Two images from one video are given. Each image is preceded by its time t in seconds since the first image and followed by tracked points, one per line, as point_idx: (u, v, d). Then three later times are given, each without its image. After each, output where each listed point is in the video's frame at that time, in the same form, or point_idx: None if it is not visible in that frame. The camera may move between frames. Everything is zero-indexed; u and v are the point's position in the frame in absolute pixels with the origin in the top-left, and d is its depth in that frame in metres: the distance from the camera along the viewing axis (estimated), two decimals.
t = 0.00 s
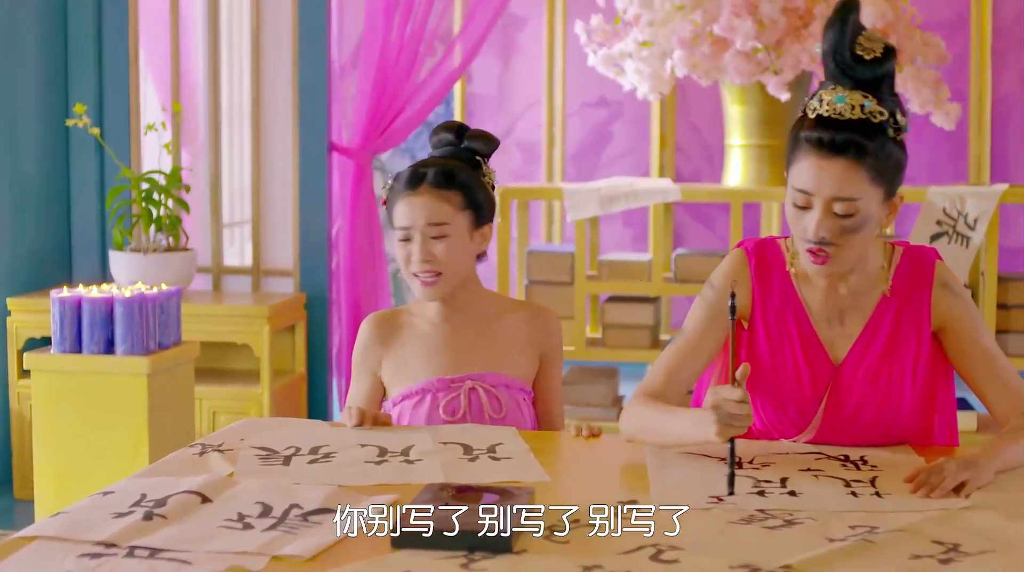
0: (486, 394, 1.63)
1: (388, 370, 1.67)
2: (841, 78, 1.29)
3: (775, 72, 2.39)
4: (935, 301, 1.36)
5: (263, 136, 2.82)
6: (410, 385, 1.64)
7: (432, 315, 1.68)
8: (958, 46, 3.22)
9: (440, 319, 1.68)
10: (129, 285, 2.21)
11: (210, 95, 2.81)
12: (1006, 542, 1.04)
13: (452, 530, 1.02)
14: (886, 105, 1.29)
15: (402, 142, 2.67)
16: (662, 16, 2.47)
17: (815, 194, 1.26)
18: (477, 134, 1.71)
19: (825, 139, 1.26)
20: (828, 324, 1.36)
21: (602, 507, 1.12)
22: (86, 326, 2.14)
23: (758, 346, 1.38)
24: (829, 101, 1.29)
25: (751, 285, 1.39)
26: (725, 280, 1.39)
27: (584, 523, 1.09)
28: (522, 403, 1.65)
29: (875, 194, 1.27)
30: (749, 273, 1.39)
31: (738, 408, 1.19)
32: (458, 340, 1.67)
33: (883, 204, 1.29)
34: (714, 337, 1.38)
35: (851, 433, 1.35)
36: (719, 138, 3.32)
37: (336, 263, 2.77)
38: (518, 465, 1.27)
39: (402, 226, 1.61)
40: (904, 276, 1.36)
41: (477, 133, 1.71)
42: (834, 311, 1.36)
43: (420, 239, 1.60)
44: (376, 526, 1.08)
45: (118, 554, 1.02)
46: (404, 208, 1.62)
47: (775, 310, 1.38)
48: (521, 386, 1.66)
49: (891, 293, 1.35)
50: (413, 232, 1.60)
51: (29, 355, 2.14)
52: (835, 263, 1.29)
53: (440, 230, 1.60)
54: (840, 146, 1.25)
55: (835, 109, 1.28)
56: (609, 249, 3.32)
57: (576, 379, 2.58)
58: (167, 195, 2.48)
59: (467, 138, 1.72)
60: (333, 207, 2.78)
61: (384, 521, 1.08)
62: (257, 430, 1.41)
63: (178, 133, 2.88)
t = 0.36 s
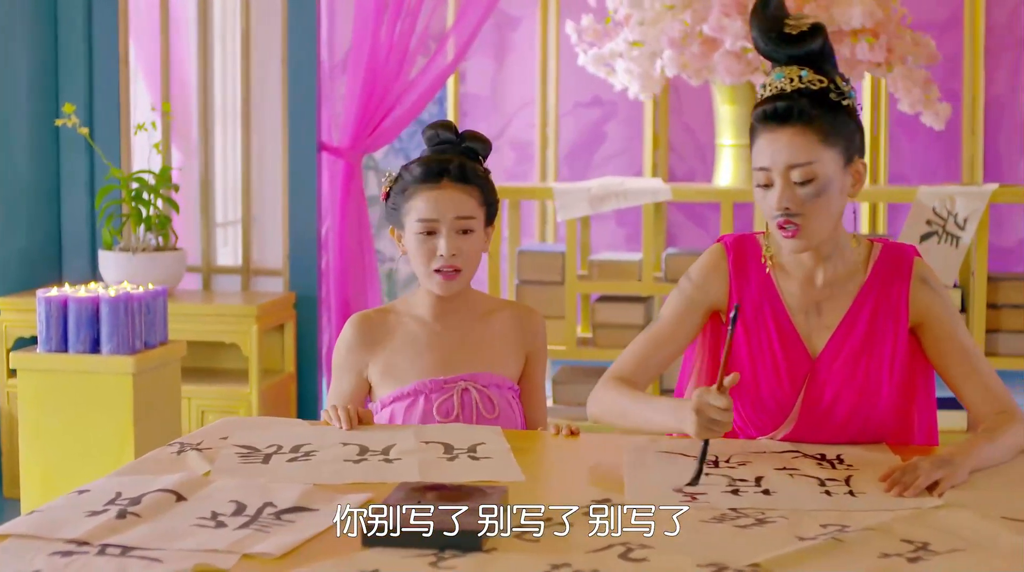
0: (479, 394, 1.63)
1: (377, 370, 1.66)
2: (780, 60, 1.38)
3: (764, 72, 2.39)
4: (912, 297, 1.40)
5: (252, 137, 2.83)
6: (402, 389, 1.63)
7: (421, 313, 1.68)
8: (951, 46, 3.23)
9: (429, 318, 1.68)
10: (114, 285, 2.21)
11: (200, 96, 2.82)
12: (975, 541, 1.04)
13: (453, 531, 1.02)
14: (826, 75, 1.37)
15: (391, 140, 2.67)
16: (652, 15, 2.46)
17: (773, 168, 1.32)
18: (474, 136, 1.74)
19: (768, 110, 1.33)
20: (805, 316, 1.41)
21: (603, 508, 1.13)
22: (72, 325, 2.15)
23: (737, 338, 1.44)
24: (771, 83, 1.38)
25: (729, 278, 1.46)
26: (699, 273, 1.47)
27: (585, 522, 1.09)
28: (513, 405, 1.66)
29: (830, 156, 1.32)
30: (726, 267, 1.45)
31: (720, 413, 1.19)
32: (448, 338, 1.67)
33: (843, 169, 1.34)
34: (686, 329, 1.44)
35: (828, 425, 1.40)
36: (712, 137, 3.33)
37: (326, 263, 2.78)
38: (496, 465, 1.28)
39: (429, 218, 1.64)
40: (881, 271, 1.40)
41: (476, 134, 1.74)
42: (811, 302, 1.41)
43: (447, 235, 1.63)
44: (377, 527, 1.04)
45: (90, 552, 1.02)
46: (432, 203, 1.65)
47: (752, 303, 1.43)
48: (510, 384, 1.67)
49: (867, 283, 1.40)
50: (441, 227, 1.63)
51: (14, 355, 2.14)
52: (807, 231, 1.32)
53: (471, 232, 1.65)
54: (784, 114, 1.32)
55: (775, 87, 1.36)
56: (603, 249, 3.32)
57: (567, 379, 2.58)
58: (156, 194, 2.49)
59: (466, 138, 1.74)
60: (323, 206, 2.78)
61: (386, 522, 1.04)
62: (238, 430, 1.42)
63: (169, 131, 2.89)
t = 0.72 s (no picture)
0: (463, 395, 1.62)
1: (363, 368, 1.67)
2: (743, 57, 1.41)
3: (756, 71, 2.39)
4: (887, 295, 1.43)
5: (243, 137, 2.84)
6: (387, 388, 1.63)
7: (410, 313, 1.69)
8: (945, 46, 3.23)
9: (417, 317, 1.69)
10: (102, 284, 2.22)
11: (191, 96, 2.83)
12: (950, 540, 1.04)
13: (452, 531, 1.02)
14: (789, 69, 1.40)
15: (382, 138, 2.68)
16: (645, 15, 2.43)
17: (741, 161, 1.37)
18: (462, 136, 1.75)
19: (733, 106, 1.37)
20: (785, 315, 1.45)
21: (603, 507, 1.12)
22: (60, 325, 2.15)
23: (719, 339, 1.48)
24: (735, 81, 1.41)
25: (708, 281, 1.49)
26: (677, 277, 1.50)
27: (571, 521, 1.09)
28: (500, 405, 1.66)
29: (797, 147, 1.36)
30: (705, 270, 1.49)
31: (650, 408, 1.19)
32: (434, 337, 1.68)
33: (812, 159, 1.38)
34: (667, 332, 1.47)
35: (809, 421, 1.43)
36: (707, 137, 3.33)
37: (317, 262, 2.78)
38: (477, 464, 1.28)
39: (430, 215, 1.64)
40: (857, 270, 1.44)
41: (463, 135, 1.75)
42: (789, 301, 1.45)
43: (448, 232, 1.63)
44: (376, 527, 1.04)
45: (67, 549, 1.02)
46: (432, 200, 1.64)
47: (733, 305, 1.47)
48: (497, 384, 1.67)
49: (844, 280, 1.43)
50: (442, 224, 1.63)
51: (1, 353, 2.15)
52: (779, 222, 1.37)
53: (471, 229, 1.65)
54: (749, 108, 1.36)
55: (738, 83, 1.40)
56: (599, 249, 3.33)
57: (559, 378, 2.58)
58: (147, 193, 2.49)
59: (455, 140, 1.74)
60: (314, 206, 2.78)
61: (386, 522, 1.04)
62: (222, 429, 1.42)
63: (161, 129, 2.90)
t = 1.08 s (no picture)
0: (449, 393, 1.63)
1: (348, 366, 1.67)
2: (729, 58, 1.41)
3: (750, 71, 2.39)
4: (873, 295, 1.45)
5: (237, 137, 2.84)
6: (372, 386, 1.63)
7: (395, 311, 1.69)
8: (941, 46, 3.23)
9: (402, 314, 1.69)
10: (93, 284, 2.22)
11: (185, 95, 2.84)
12: (932, 540, 1.04)
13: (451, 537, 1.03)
14: (775, 70, 1.40)
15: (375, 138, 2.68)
16: (638, 15, 2.44)
17: (728, 164, 1.37)
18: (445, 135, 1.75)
19: (720, 108, 1.37)
20: (770, 315, 1.46)
21: (604, 507, 1.12)
22: (52, 325, 2.15)
23: (704, 340, 1.48)
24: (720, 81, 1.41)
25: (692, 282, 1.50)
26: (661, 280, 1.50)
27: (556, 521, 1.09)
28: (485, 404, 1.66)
29: (784, 149, 1.36)
30: (689, 272, 1.50)
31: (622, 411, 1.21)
32: (419, 336, 1.68)
33: (799, 161, 1.39)
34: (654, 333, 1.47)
35: (796, 422, 1.44)
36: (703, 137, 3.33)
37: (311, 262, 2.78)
38: (463, 464, 1.28)
39: (421, 214, 1.64)
40: (843, 271, 1.45)
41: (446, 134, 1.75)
42: (775, 302, 1.46)
43: (439, 232, 1.64)
44: (377, 527, 1.04)
45: (50, 548, 1.02)
46: (421, 199, 1.65)
47: (718, 307, 1.47)
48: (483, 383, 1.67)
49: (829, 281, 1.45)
50: (433, 223, 1.64)
51: None
52: (767, 224, 1.38)
53: (460, 228, 1.66)
54: (736, 111, 1.36)
55: (723, 84, 1.39)
56: (595, 249, 3.33)
57: (552, 379, 2.58)
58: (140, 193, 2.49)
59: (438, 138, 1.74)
60: (308, 205, 2.78)
61: (387, 522, 1.04)
62: (209, 429, 1.42)
63: (155, 128, 2.90)
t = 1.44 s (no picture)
0: (437, 393, 1.63)
1: (337, 365, 1.67)
2: (736, 59, 1.41)
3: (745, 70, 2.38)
4: (860, 295, 1.45)
5: (231, 138, 2.85)
6: (360, 385, 1.64)
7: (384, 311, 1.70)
8: (937, 47, 3.23)
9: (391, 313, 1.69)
10: (85, 285, 2.22)
11: (179, 96, 2.85)
12: (916, 539, 1.04)
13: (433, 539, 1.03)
14: (781, 75, 1.40)
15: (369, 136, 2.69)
16: (633, 15, 2.42)
17: (727, 169, 1.37)
18: (428, 136, 1.75)
19: (726, 112, 1.37)
20: (758, 317, 1.46)
21: (593, 508, 1.12)
22: (44, 325, 2.16)
23: (690, 341, 1.49)
24: (726, 80, 1.41)
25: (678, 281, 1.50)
26: (647, 278, 1.51)
27: (543, 521, 1.09)
28: (475, 403, 1.67)
29: (784, 160, 1.37)
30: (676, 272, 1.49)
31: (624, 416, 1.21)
32: (408, 334, 1.69)
33: (797, 172, 1.39)
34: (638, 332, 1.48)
35: (783, 422, 1.45)
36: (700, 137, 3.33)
37: (304, 262, 2.79)
38: (452, 463, 1.28)
39: (413, 214, 1.64)
40: (830, 271, 1.45)
41: (429, 135, 1.75)
42: (762, 303, 1.46)
43: (431, 231, 1.64)
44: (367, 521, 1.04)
45: (35, 547, 1.03)
46: (414, 199, 1.65)
47: (705, 308, 1.47)
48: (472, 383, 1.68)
49: (819, 283, 1.45)
50: (427, 223, 1.64)
51: None
52: (760, 237, 1.38)
53: (452, 227, 1.66)
54: (741, 116, 1.36)
55: (731, 85, 1.39)
56: (591, 249, 3.34)
57: (547, 379, 2.58)
58: (135, 194, 2.50)
59: (421, 139, 1.74)
60: (302, 205, 2.79)
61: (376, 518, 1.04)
62: (199, 428, 1.42)
63: (150, 128, 2.91)
